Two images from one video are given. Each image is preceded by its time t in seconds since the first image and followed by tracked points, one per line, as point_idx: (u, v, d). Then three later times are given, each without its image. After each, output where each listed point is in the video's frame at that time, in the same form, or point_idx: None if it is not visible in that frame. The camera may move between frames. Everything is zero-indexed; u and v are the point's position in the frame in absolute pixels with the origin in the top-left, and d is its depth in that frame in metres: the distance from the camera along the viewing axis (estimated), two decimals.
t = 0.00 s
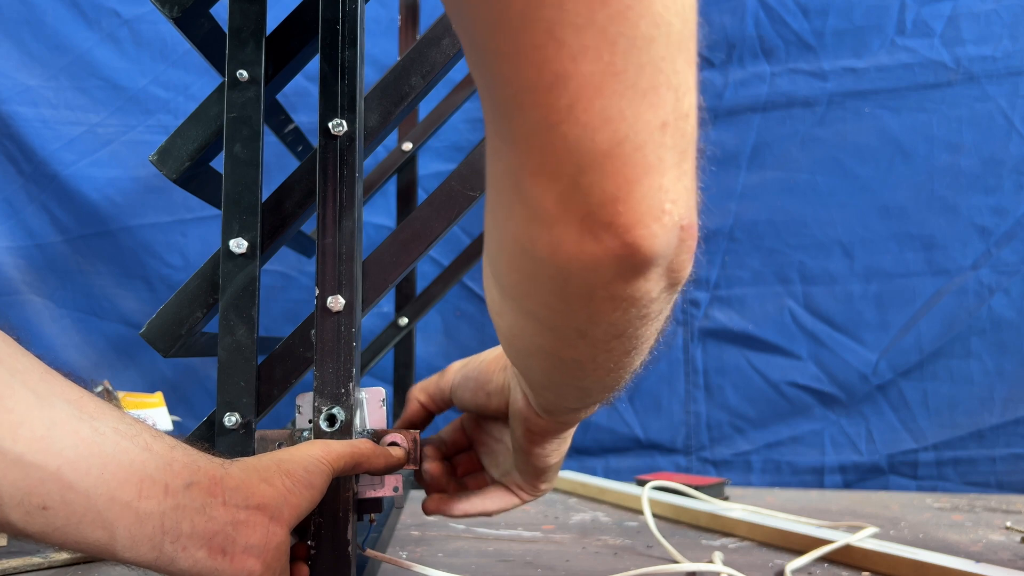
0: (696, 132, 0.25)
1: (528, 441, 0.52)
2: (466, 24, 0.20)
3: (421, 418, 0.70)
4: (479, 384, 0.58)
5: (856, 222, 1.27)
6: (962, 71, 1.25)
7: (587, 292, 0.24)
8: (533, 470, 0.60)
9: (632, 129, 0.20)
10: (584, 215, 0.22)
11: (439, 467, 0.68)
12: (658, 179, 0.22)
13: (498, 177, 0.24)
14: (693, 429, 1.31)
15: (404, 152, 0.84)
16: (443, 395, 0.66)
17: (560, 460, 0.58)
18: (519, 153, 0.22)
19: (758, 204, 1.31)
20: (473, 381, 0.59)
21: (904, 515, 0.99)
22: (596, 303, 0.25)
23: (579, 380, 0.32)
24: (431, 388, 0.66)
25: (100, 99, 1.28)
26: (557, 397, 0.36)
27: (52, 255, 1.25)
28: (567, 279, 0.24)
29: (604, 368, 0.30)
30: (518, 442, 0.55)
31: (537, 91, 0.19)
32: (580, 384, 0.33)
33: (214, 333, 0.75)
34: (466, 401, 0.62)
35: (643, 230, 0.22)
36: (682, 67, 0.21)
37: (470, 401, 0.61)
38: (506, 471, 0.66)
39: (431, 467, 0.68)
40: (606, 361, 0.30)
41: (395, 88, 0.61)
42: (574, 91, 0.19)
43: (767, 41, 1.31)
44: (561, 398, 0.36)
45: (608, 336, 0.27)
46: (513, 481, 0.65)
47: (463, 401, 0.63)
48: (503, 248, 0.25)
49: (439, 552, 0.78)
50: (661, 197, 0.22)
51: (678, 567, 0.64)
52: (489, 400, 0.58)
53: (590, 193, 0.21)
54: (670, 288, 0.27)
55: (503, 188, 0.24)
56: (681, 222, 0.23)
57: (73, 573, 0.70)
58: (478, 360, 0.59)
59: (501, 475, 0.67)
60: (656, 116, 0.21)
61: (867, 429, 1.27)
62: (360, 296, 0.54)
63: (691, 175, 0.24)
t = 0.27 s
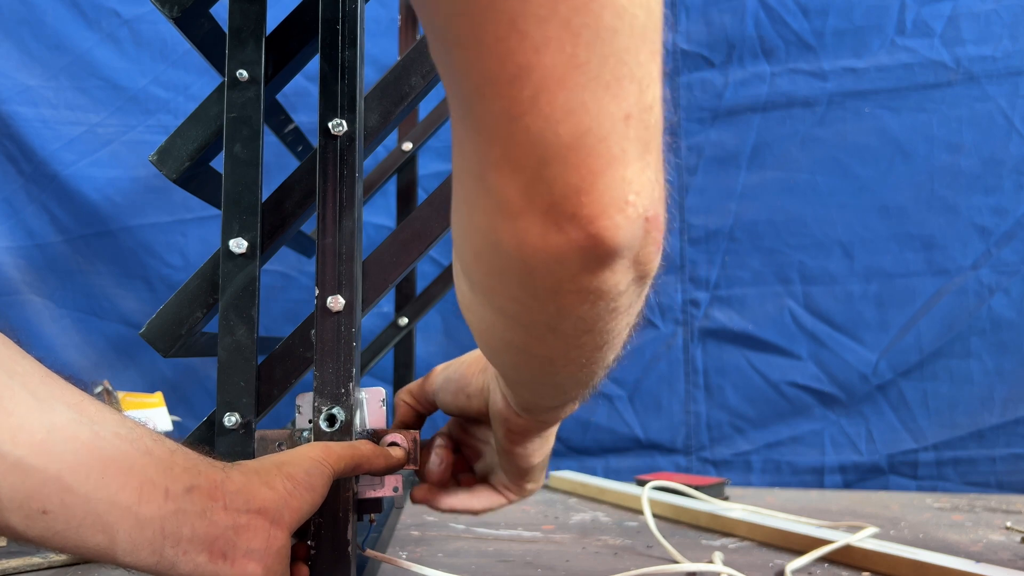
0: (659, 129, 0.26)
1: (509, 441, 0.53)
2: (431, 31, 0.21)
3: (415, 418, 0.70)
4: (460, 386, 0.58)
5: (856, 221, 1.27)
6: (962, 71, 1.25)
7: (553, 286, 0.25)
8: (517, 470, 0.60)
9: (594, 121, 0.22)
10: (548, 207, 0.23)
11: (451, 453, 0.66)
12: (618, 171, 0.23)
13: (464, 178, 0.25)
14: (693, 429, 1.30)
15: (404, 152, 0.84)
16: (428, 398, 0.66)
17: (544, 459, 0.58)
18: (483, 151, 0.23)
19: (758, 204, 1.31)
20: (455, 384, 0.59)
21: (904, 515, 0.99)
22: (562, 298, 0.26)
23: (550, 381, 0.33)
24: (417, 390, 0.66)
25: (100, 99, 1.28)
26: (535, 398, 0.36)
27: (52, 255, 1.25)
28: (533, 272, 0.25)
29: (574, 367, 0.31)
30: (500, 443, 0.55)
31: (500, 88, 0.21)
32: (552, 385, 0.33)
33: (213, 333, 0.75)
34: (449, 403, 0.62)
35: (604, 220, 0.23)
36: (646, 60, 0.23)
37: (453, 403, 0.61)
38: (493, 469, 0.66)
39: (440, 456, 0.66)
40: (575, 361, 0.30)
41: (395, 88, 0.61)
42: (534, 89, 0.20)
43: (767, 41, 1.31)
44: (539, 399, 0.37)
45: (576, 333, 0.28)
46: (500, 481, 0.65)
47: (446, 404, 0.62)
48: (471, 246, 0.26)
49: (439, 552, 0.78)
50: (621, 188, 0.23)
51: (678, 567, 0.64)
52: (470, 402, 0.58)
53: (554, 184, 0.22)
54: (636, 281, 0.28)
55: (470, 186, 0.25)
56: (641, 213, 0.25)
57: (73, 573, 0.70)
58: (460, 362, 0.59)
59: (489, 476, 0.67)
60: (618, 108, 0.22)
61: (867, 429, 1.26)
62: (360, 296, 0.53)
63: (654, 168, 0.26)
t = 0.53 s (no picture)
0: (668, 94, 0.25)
1: (528, 422, 0.53)
2: None
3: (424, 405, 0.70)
4: (477, 369, 0.58)
5: (856, 221, 1.27)
6: (962, 71, 1.25)
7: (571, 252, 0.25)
8: (533, 452, 0.60)
9: (607, 82, 0.20)
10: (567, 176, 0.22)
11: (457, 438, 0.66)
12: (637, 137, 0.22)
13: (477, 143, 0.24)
14: (693, 429, 1.30)
15: (404, 152, 0.84)
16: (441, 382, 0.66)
17: (560, 440, 0.59)
18: (496, 116, 0.22)
19: (758, 204, 1.31)
20: (471, 366, 0.59)
21: (904, 515, 0.99)
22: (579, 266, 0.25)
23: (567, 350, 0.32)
24: (432, 374, 0.66)
25: (100, 99, 1.28)
26: (555, 369, 0.36)
27: (52, 255, 1.25)
28: (550, 241, 0.24)
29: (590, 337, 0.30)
30: (518, 425, 0.55)
31: (511, 50, 0.19)
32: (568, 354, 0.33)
33: (213, 333, 0.75)
34: (465, 386, 0.62)
35: (623, 183, 0.22)
36: (655, 20, 0.21)
37: (469, 386, 0.61)
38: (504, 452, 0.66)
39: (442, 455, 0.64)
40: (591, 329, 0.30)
41: (395, 88, 0.61)
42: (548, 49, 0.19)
43: (767, 41, 1.31)
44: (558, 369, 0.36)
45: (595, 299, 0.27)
46: (513, 462, 0.66)
47: (461, 387, 0.62)
48: (484, 216, 0.25)
49: (439, 552, 0.78)
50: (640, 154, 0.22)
51: (678, 567, 0.63)
52: (488, 383, 0.58)
53: (569, 149, 0.21)
54: (653, 245, 0.27)
55: (481, 152, 0.24)
56: (659, 174, 0.23)
57: (73, 573, 0.70)
58: (478, 345, 0.59)
59: (500, 458, 0.67)
60: (631, 69, 0.21)
61: (867, 429, 1.26)
62: (360, 296, 0.53)
63: (666, 131, 0.24)
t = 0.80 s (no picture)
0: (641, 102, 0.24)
1: (507, 431, 0.52)
2: None
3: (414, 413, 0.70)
4: (458, 378, 0.59)
5: (856, 221, 1.28)
6: (962, 71, 1.25)
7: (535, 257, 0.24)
8: (516, 461, 0.60)
9: (570, 90, 0.20)
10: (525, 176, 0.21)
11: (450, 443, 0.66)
12: (596, 139, 0.21)
13: (440, 148, 0.23)
14: (693, 429, 1.30)
15: (404, 152, 0.84)
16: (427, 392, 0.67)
17: (543, 450, 0.58)
18: (457, 124, 0.21)
19: (758, 204, 1.31)
20: (453, 375, 0.59)
21: (904, 515, 0.99)
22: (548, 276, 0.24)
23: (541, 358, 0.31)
24: (416, 385, 0.67)
25: (100, 99, 1.28)
26: (530, 376, 0.35)
27: (52, 255, 1.25)
28: (515, 249, 0.23)
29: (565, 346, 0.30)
30: (498, 433, 0.55)
31: (469, 56, 0.19)
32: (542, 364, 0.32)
33: (213, 333, 0.75)
34: (447, 396, 0.62)
35: (586, 192, 0.22)
36: (618, 28, 0.21)
37: (451, 396, 0.61)
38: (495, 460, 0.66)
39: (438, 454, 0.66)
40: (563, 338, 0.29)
41: (395, 88, 0.61)
42: (505, 56, 0.19)
43: (767, 41, 1.31)
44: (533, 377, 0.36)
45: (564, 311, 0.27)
46: (500, 472, 0.65)
47: (445, 397, 0.63)
48: (450, 224, 0.25)
49: (439, 552, 0.78)
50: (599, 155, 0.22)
51: (678, 567, 0.63)
52: (468, 393, 0.58)
53: (531, 157, 0.21)
54: (624, 254, 0.26)
55: (446, 158, 0.23)
56: (623, 182, 0.23)
57: (73, 573, 0.70)
58: (458, 354, 0.60)
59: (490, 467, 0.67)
60: (593, 77, 0.20)
61: (867, 429, 1.26)
62: (360, 296, 0.54)
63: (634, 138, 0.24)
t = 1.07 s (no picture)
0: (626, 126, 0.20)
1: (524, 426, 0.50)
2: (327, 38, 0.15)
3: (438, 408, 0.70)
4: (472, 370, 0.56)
5: (855, 221, 1.28)
6: (962, 71, 1.25)
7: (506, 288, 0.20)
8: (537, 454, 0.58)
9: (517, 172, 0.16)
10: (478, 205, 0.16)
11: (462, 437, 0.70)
12: (567, 142, 0.16)
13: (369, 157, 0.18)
14: (693, 428, 1.30)
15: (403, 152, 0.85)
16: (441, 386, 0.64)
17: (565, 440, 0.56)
18: (388, 130, 0.16)
19: (758, 204, 1.31)
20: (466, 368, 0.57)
21: (904, 515, 0.99)
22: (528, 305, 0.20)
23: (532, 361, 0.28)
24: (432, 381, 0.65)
25: (100, 98, 1.28)
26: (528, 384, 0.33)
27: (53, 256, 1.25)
28: (476, 314, 0.21)
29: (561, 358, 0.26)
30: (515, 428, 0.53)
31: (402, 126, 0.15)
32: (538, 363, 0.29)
33: (213, 333, 0.75)
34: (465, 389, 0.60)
35: (537, 269, 0.19)
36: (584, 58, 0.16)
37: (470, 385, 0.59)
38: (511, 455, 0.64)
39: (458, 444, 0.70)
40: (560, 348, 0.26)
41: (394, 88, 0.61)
42: (443, 47, 0.14)
43: (767, 41, 1.31)
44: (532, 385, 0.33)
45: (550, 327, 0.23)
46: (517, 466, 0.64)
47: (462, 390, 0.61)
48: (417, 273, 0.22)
49: (439, 551, 0.78)
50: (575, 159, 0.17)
51: (678, 567, 0.63)
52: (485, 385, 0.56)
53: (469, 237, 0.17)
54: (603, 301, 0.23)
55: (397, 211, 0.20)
56: (591, 250, 0.19)
57: (74, 573, 0.70)
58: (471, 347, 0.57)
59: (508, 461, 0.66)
60: (548, 152, 0.16)
61: (867, 429, 1.26)
62: (360, 296, 0.54)
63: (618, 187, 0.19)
